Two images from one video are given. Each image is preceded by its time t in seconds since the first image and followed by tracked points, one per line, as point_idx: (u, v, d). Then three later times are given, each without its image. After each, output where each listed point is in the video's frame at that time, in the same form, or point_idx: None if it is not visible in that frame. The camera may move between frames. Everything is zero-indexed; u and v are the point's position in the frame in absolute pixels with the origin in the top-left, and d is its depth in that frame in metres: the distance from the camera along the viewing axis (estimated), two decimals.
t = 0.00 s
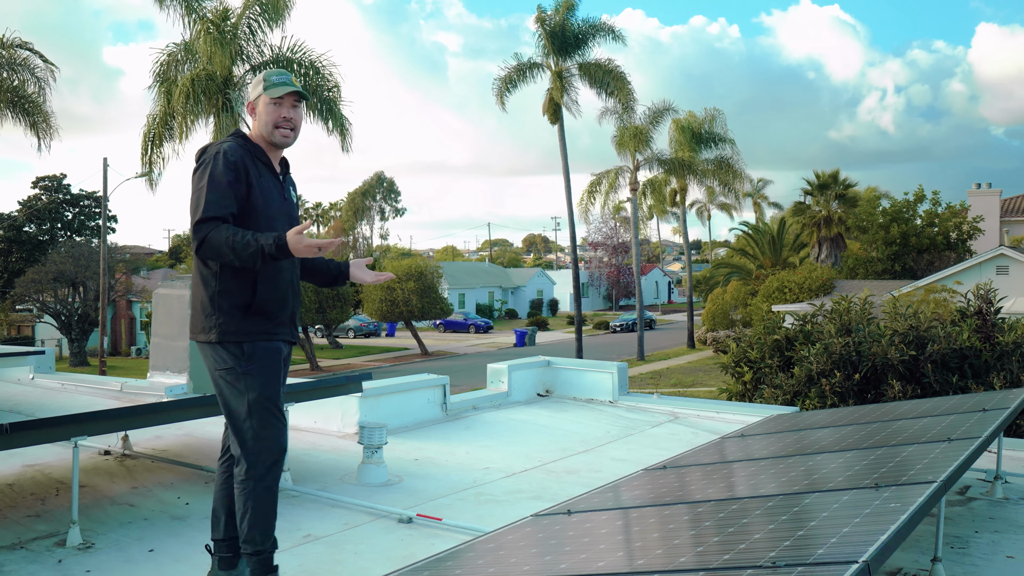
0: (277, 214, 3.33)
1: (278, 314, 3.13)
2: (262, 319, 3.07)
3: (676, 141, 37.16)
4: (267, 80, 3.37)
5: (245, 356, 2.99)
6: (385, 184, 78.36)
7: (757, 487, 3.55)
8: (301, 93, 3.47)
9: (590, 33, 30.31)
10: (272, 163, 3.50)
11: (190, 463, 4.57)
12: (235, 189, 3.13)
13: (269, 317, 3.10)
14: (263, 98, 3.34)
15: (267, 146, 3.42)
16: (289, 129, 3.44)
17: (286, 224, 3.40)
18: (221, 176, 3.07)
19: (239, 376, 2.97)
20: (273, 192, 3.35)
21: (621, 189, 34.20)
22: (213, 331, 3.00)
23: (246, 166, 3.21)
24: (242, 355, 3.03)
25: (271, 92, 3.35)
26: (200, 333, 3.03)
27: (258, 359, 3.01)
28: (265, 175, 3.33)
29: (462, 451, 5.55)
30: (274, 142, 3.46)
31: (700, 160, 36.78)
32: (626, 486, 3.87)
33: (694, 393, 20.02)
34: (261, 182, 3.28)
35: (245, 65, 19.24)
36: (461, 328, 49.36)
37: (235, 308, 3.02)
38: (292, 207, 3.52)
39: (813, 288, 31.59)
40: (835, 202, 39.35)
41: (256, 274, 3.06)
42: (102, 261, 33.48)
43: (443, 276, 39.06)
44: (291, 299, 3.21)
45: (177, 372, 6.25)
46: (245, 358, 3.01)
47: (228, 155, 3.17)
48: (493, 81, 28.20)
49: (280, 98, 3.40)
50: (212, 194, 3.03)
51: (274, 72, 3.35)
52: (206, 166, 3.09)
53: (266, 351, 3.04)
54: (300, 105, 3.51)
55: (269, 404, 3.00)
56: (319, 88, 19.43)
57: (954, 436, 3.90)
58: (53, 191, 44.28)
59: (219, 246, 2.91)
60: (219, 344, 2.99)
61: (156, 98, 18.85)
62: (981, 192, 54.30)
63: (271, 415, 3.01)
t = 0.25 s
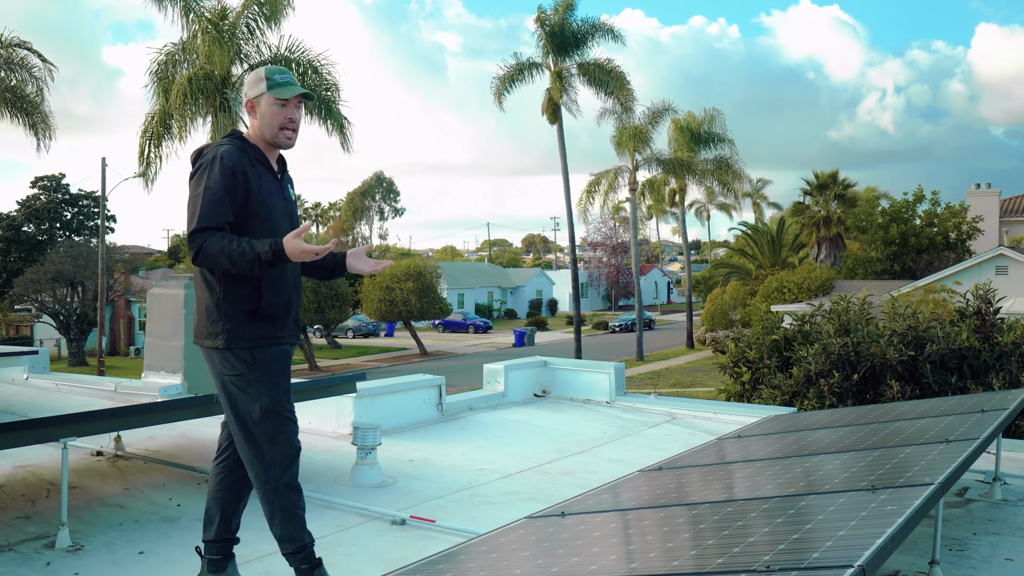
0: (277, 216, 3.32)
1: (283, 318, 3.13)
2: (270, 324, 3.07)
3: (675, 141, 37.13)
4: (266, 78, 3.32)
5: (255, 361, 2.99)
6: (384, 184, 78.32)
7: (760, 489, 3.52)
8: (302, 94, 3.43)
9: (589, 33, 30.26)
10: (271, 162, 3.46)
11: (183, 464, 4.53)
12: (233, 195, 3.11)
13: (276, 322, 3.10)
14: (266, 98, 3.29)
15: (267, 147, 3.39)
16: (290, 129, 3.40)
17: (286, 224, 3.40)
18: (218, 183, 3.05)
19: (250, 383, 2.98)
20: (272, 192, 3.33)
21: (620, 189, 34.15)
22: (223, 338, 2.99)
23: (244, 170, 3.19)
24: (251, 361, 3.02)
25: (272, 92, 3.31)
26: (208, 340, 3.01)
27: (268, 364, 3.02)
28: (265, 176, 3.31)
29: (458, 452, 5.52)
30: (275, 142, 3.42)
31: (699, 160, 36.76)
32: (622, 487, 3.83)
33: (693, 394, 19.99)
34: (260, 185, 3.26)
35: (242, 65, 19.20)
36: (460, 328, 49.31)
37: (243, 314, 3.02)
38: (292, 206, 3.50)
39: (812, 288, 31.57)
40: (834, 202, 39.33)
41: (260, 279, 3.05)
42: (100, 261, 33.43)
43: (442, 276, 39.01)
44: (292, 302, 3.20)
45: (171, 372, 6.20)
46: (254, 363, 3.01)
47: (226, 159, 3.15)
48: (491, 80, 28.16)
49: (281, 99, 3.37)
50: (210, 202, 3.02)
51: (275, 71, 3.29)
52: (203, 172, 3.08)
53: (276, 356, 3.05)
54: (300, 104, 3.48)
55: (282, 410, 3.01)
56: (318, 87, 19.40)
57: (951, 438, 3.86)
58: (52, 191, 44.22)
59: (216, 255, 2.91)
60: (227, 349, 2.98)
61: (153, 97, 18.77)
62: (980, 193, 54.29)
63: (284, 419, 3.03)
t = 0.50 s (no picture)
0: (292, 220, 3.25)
1: (301, 324, 3.08)
2: (288, 329, 3.01)
3: (674, 141, 37.10)
4: (289, 81, 3.23)
5: (273, 369, 2.94)
6: (383, 184, 78.29)
7: (760, 492, 3.48)
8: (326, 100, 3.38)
9: (588, 33, 30.23)
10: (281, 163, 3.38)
11: (175, 466, 4.49)
12: (248, 201, 3.03)
13: (292, 327, 3.04)
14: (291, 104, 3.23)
15: (280, 148, 3.32)
16: (310, 136, 3.35)
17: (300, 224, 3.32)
18: (232, 190, 2.96)
19: (266, 390, 2.92)
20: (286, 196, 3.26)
21: (619, 189, 34.12)
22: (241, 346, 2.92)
23: (258, 175, 3.10)
24: (269, 368, 2.97)
25: (298, 99, 3.25)
26: (223, 347, 2.94)
27: (284, 372, 2.97)
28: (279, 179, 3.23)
29: (452, 454, 5.49)
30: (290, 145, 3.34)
31: (698, 160, 36.75)
32: (617, 489, 3.80)
33: (691, 394, 19.96)
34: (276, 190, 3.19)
35: (240, 64, 19.17)
36: (459, 328, 49.25)
37: (261, 321, 2.95)
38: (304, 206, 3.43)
39: (811, 288, 31.57)
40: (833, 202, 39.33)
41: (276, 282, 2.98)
42: (98, 262, 33.36)
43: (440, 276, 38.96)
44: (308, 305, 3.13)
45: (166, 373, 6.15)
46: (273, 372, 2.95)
47: (239, 164, 3.05)
48: (489, 80, 28.15)
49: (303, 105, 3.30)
50: (225, 207, 2.93)
51: (301, 77, 3.21)
52: (219, 179, 2.99)
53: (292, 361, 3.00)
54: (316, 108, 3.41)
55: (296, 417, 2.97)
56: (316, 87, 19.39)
57: (949, 440, 3.83)
58: (50, 191, 44.17)
59: (231, 262, 2.82)
60: (246, 358, 2.91)
61: (151, 97, 18.72)
62: (978, 193, 54.29)
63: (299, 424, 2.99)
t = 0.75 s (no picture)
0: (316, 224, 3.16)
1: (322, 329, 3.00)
2: (310, 336, 2.93)
3: (673, 141, 37.05)
4: (315, 81, 3.14)
5: (293, 377, 2.86)
6: (382, 184, 78.26)
7: (760, 496, 3.44)
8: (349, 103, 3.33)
9: (587, 33, 30.20)
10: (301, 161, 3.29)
11: (165, 469, 4.45)
12: (276, 206, 2.91)
13: (313, 332, 2.96)
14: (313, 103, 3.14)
15: (301, 148, 3.23)
16: (334, 136, 3.29)
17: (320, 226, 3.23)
18: (261, 194, 2.84)
19: (284, 395, 2.83)
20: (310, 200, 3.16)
21: (618, 189, 34.08)
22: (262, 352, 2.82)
23: (284, 179, 2.99)
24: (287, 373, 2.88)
25: (323, 100, 3.18)
26: (240, 349, 2.84)
27: (304, 378, 2.90)
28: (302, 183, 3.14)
29: (446, 456, 5.45)
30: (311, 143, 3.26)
31: (697, 160, 36.74)
32: (610, 492, 3.77)
33: (690, 395, 19.92)
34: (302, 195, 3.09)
35: (238, 64, 19.14)
36: (458, 328, 49.19)
37: (284, 326, 2.86)
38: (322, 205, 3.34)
39: (810, 288, 31.55)
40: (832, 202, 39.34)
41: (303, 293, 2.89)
42: (96, 262, 33.28)
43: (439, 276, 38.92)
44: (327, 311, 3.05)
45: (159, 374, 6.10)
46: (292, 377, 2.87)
47: (267, 169, 2.93)
48: (488, 80, 28.11)
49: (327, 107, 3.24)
50: (255, 212, 2.80)
51: (327, 77, 3.14)
52: (246, 180, 2.86)
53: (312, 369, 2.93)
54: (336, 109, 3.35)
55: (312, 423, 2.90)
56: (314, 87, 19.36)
57: (946, 443, 3.79)
58: (48, 191, 44.08)
59: (258, 273, 2.72)
60: (267, 363, 2.81)
61: (148, 97, 18.66)
62: (977, 193, 54.29)
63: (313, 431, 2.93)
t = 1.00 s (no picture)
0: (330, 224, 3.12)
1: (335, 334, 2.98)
2: (324, 341, 2.90)
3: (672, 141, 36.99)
4: (328, 80, 3.17)
5: (305, 383, 2.84)
6: (382, 184, 78.20)
7: (759, 500, 3.39)
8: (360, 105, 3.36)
9: (586, 33, 30.16)
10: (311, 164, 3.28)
11: (156, 472, 4.41)
12: (296, 206, 2.86)
13: (327, 336, 2.93)
14: (327, 103, 3.18)
15: (312, 148, 3.22)
16: (344, 137, 3.31)
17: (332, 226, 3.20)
18: (282, 194, 2.78)
19: (295, 401, 2.81)
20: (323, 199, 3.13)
21: (617, 189, 34.05)
22: (276, 357, 2.79)
23: (302, 177, 2.95)
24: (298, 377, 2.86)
25: (336, 99, 3.21)
26: (252, 351, 2.82)
27: (315, 383, 2.88)
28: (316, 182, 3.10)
29: (440, 459, 5.41)
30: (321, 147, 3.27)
31: (696, 160, 36.73)
32: (605, 496, 3.73)
33: (688, 396, 19.87)
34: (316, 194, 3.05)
35: (236, 64, 19.11)
36: (457, 328, 49.13)
37: (299, 331, 2.83)
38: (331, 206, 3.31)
39: (809, 288, 31.52)
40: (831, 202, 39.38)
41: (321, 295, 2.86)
42: (94, 262, 33.20)
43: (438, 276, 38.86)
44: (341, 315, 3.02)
45: (152, 376, 6.04)
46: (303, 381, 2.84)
47: (285, 167, 2.88)
48: (486, 80, 28.08)
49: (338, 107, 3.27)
50: (276, 212, 2.74)
51: (340, 76, 3.18)
52: (266, 180, 2.80)
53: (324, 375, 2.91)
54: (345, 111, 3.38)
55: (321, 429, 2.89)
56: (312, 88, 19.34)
57: (943, 447, 3.75)
58: (47, 191, 44.03)
59: (280, 275, 2.70)
60: (280, 367, 2.79)
61: (145, 96, 18.60)
62: (976, 193, 54.29)
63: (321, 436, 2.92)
